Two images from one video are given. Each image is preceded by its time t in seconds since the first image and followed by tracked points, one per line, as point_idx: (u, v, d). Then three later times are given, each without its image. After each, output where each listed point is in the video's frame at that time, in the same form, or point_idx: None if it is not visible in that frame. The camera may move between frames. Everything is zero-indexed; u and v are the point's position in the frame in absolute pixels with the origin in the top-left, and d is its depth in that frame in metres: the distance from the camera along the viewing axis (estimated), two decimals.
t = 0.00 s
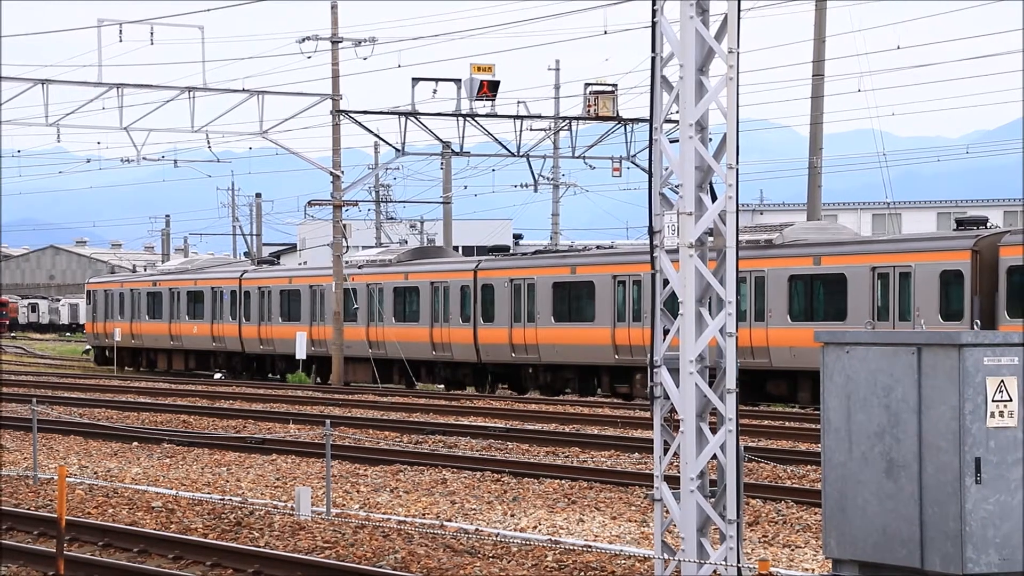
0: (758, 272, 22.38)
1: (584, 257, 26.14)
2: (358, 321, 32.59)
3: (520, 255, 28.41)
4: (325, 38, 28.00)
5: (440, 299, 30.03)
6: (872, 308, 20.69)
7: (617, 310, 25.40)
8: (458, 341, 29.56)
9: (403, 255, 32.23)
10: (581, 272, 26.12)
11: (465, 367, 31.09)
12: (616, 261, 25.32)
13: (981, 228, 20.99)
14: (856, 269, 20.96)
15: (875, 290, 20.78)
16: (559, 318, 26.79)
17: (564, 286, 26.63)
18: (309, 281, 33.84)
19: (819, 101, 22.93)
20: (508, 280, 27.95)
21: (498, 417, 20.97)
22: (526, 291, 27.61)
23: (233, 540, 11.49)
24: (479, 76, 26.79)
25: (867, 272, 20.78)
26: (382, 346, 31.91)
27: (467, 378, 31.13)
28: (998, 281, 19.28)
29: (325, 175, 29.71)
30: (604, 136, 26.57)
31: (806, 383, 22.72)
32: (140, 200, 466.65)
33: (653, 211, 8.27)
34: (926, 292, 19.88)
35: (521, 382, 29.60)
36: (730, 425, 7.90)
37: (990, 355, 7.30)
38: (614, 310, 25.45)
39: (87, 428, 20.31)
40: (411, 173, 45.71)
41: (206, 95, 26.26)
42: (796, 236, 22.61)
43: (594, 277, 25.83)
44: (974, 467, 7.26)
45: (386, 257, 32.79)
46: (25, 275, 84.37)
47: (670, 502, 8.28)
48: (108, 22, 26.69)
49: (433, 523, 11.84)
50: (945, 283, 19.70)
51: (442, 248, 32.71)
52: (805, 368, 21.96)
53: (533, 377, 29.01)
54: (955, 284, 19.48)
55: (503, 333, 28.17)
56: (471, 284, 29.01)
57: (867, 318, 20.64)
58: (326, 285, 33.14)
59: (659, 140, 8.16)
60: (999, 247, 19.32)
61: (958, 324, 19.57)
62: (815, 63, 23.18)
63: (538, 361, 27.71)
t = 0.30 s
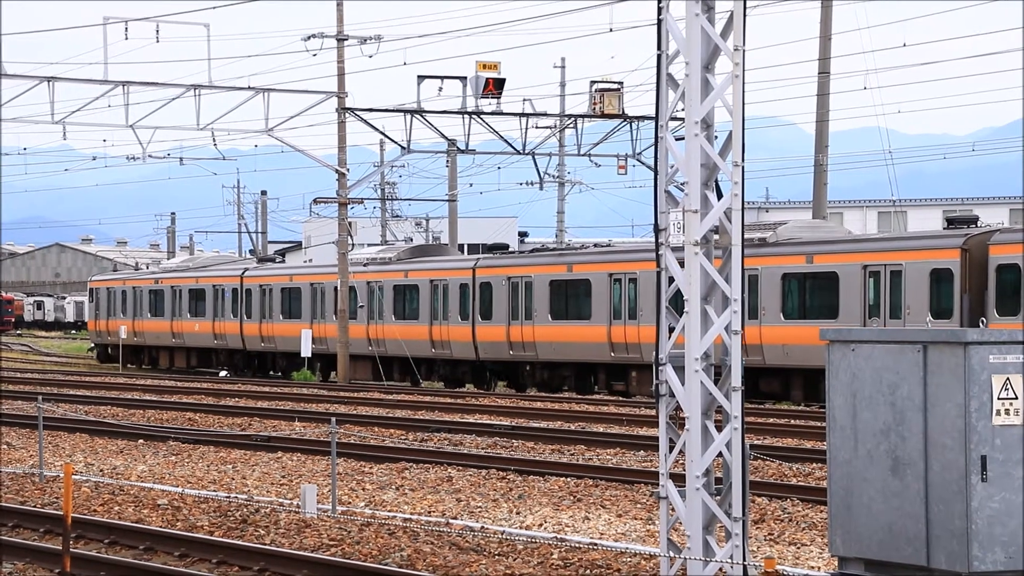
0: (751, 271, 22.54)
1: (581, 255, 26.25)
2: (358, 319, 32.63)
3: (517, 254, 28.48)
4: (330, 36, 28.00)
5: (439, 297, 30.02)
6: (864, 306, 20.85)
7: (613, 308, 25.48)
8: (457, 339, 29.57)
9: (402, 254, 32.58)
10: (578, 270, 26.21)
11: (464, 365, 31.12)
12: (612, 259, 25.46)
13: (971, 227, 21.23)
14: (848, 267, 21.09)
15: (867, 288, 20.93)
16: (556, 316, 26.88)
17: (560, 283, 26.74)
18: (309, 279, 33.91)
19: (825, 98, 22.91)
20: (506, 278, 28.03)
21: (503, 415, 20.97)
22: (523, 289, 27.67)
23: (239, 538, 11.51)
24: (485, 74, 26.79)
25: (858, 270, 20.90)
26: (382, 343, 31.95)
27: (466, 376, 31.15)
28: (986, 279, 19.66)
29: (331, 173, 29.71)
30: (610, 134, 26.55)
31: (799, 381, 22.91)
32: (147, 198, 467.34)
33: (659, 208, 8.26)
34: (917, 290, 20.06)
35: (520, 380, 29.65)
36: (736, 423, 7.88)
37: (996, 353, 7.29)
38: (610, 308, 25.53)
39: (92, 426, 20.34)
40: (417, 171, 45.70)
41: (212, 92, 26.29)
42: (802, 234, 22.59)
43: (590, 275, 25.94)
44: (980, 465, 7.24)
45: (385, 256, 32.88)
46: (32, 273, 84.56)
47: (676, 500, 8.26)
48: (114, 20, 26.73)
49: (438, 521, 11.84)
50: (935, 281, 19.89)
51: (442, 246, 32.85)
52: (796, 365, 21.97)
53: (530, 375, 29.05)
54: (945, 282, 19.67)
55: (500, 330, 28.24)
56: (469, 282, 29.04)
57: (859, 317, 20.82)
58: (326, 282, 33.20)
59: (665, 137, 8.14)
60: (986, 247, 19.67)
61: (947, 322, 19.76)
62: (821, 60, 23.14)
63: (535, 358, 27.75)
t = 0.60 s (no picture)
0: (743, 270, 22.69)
1: (576, 255, 26.33)
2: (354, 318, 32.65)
3: (513, 253, 28.53)
4: (334, 35, 27.98)
5: (436, 296, 30.02)
6: (853, 307, 20.98)
7: (607, 308, 25.57)
8: (454, 338, 29.58)
9: (399, 254, 32.62)
10: (572, 270, 26.30)
11: (460, 364, 31.03)
12: (606, 259, 25.54)
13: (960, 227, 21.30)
14: (838, 268, 21.21)
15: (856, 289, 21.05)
16: (551, 315, 26.95)
17: (555, 283, 26.81)
18: (308, 278, 34.00)
19: (828, 98, 22.89)
20: (502, 277, 28.07)
21: (506, 415, 20.97)
22: (519, 289, 27.71)
23: (241, 537, 11.52)
24: (488, 73, 26.77)
25: (848, 271, 21.02)
26: (379, 342, 31.99)
27: (462, 375, 31.07)
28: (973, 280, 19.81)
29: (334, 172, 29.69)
30: (614, 134, 26.55)
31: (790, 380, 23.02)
32: (150, 197, 467.75)
33: (662, 208, 8.26)
34: (905, 291, 20.20)
35: (515, 379, 29.68)
36: (739, 423, 7.88)
37: (999, 354, 7.28)
38: (605, 308, 25.62)
39: (95, 424, 20.36)
40: (420, 170, 45.68)
41: (216, 91, 26.29)
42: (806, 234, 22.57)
43: (585, 275, 26.03)
44: (983, 466, 7.24)
45: (383, 256, 32.92)
46: (35, 271, 84.72)
47: (678, 500, 8.26)
48: (118, 18, 26.75)
49: (441, 521, 11.84)
50: (924, 282, 20.05)
51: (439, 247, 32.94)
52: (789, 365, 22.09)
53: (525, 374, 28.92)
54: (933, 283, 19.84)
55: (496, 330, 28.28)
56: (467, 281, 29.06)
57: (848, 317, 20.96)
58: (325, 282, 33.29)
59: (669, 137, 8.14)
60: (973, 248, 19.84)
61: (935, 323, 19.93)
62: (825, 60, 23.13)
63: (530, 357, 27.77)
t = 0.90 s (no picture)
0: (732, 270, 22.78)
1: (570, 255, 26.37)
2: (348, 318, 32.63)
3: (508, 253, 28.55)
4: (336, 35, 27.97)
5: (432, 296, 30.04)
6: (842, 308, 21.13)
7: (600, 308, 25.66)
8: (450, 338, 29.62)
9: (396, 254, 32.58)
10: (566, 270, 26.36)
11: (457, 363, 31.12)
12: (600, 259, 25.59)
13: (947, 228, 21.45)
14: (826, 268, 21.34)
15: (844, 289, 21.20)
16: (546, 315, 26.99)
17: (549, 283, 26.86)
18: (306, 277, 34.07)
19: (831, 98, 22.88)
20: (497, 277, 28.08)
21: (508, 414, 20.97)
22: (514, 289, 27.75)
23: (243, 537, 11.53)
24: (490, 73, 26.78)
25: (837, 271, 21.17)
26: (375, 342, 32.02)
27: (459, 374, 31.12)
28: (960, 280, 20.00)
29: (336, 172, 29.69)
30: (616, 133, 26.54)
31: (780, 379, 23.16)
32: (152, 197, 467.99)
33: (664, 207, 8.26)
34: (893, 291, 20.36)
35: (511, 379, 29.72)
36: (741, 422, 7.87)
37: (1001, 353, 7.27)
38: (598, 308, 25.71)
39: (97, 424, 20.37)
40: (422, 170, 45.67)
41: (218, 91, 26.32)
42: (807, 234, 22.61)
43: (579, 275, 26.08)
44: (985, 465, 7.24)
45: (380, 256, 32.92)
46: (36, 271, 84.89)
47: (680, 500, 8.25)
48: (120, 18, 26.74)
49: (443, 520, 11.86)
50: (911, 282, 20.20)
51: (435, 246, 32.89)
52: (780, 365, 22.26)
53: (521, 373, 29.01)
54: (920, 283, 20.01)
55: (491, 330, 28.31)
56: (462, 281, 29.09)
57: (836, 318, 21.12)
58: (323, 281, 33.38)
59: (671, 137, 8.14)
60: (960, 248, 20.01)
61: (922, 323, 20.08)
62: (827, 60, 23.11)
63: (525, 357, 27.84)
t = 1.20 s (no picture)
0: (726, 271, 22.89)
1: (565, 257, 26.39)
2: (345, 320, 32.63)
3: (505, 255, 28.55)
4: (339, 37, 27.99)
5: (429, 298, 30.06)
6: (832, 309, 21.23)
7: (594, 310, 25.72)
8: (447, 339, 29.63)
9: (394, 255, 32.55)
10: (561, 272, 26.37)
11: (453, 365, 31.17)
12: (595, 261, 25.64)
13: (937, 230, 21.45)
14: (816, 270, 21.42)
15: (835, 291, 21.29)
16: (541, 317, 27.02)
17: (544, 285, 26.85)
18: (304, 280, 34.09)
19: (833, 100, 22.88)
20: (493, 279, 28.10)
21: (511, 416, 20.98)
22: (510, 291, 27.76)
23: (246, 538, 11.54)
24: (493, 75, 26.79)
25: (827, 273, 21.24)
26: (373, 344, 32.01)
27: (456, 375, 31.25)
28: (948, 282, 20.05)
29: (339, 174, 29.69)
30: (619, 135, 26.53)
31: (772, 381, 23.25)
32: (155, 199, 468.38)
33: (666, 209, 8.27)
34: (882, 293, 20.46)
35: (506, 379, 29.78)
36: (744, 424, 7.87)
37: (1004, 355, 7.26)
38: (592, 310, 25.76)
39: (100, 426, 20.38)
40: (425, 172, 45.68)
41: (220, 93, 26.34)
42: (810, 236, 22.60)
43: (574, 276, 26.11)
44: (987, 467, 7.24)
45: (377, 257, 32.83)
46: (39, 273, 85.01)
47: (683, 501, 8.25)
48: (123, 20, 26.75)
49: (445, 522, 11.86)
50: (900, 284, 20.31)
51: (433, 248, 32.86)
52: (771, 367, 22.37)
53: (517, 374, 29.12)
54: (909, 285, 20.14)
55: (487, 331, 28.35)
56: (459, 283, 29.09)
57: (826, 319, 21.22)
58: (321, 284, 33.43)
59: (673, 139, 8.14)
60: (949, 250, 20.09)
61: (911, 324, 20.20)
62: (829, 62, 23.11)
63: (521, 359, 27.90)
